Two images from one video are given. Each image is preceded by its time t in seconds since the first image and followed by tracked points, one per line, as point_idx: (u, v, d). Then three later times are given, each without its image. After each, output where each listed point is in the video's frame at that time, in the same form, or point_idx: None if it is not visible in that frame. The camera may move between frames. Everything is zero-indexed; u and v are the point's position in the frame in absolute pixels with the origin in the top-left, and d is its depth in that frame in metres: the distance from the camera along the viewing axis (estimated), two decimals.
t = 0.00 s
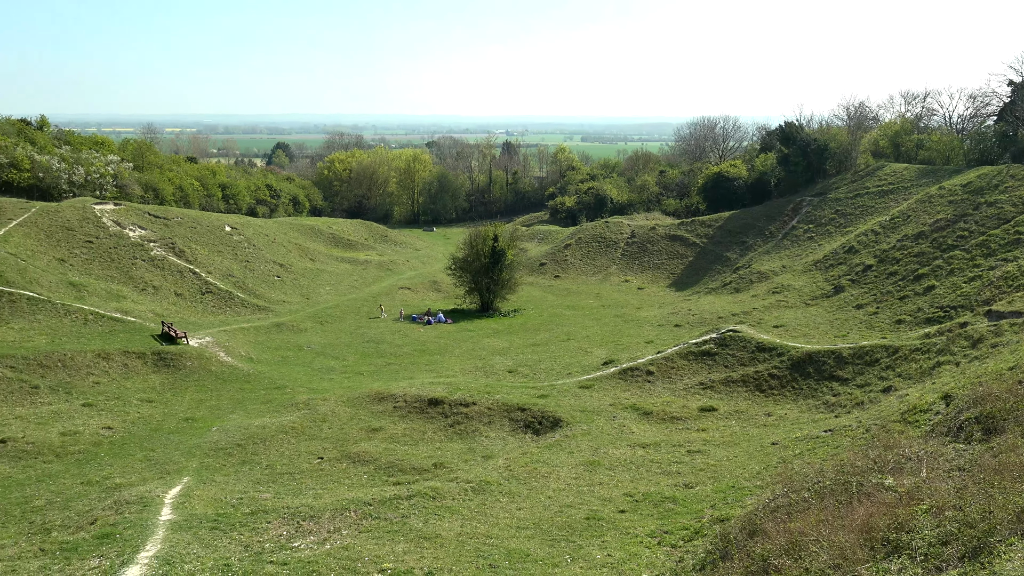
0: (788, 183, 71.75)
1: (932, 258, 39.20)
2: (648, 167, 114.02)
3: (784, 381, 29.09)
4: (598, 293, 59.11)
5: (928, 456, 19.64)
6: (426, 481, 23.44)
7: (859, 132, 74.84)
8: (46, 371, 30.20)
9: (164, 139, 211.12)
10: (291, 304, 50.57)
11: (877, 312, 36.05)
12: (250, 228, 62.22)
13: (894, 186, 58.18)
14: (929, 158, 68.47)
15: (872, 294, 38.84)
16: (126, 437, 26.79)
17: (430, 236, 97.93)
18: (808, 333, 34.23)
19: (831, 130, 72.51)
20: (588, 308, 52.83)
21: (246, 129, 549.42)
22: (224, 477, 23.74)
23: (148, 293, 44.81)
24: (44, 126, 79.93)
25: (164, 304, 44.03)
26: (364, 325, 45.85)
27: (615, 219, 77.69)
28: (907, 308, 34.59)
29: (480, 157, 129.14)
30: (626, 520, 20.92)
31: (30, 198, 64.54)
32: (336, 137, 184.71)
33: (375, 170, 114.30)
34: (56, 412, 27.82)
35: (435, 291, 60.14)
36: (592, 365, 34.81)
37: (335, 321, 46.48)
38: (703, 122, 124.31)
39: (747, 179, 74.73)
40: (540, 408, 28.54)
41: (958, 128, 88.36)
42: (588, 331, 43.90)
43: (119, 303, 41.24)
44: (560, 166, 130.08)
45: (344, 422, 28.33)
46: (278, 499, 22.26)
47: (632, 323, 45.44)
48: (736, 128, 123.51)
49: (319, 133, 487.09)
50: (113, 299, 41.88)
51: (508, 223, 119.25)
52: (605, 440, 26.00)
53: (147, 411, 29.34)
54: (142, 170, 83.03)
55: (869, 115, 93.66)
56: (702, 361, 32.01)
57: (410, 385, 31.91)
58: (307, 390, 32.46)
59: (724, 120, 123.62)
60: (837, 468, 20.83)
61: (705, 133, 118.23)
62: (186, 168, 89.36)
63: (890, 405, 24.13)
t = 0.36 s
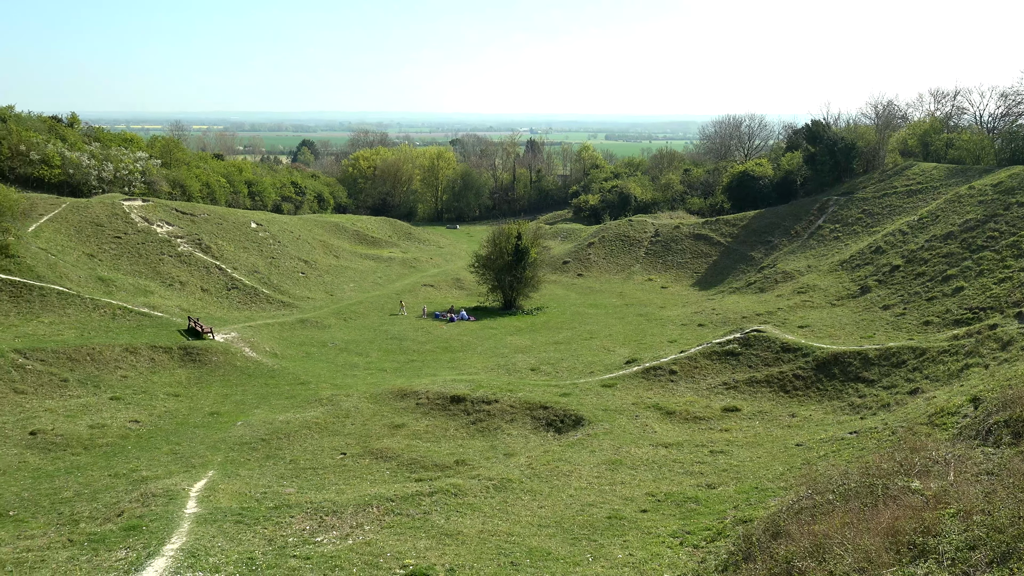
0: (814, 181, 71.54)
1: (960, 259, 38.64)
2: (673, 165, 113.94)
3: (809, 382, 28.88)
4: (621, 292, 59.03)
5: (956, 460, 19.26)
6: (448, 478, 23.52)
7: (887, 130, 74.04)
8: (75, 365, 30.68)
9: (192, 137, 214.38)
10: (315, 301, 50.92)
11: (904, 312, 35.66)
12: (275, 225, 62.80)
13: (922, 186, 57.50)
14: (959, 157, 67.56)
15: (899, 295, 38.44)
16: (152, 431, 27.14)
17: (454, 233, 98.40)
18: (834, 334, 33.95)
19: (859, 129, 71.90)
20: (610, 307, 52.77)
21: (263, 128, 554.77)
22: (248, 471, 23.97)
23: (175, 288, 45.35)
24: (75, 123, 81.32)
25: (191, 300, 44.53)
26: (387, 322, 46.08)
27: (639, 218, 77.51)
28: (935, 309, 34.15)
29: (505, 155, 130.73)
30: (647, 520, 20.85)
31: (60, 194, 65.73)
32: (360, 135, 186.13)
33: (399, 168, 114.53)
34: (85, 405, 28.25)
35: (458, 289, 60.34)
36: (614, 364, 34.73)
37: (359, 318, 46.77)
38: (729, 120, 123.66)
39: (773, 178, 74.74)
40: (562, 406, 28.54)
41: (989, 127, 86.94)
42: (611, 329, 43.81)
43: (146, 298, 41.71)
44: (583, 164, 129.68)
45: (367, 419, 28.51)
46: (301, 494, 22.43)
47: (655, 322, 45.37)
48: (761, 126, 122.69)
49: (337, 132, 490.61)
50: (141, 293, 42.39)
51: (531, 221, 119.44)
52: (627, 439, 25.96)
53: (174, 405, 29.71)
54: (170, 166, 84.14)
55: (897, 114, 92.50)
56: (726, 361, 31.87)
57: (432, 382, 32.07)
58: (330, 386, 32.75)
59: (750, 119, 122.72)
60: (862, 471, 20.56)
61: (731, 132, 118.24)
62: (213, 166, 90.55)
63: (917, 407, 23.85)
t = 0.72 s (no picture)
0: (838, 181, 71.34)
1: (988, 259, 38.05)
2: (696, 164, 114.04)
3: (833, 383, 28.64)
4: (643, 291, 58.97)
5: (983, 462, 18.83)
6: (469, 476, 23.57)
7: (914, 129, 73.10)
8: (101, 361, 31.09)
9: (216, 136, 217.74)
10: (338, 299, 51.21)
11: (931, 313, 35.24)
12: (298, 223, 63.33)
13: (950, 185, 56.81)
14: (987, 156, 66.55)
15: (925, 295, 38.02)
16: (176, 426, 27.42)
17: (476, 232, 98.76)
18: (858, 335, 33.65)
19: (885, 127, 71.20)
20: (632, 306, 52.68)
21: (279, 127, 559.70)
22: (271, 467, 24.16)
23: (199, 285, 45.77)
24: (102, 122, 82.61)
25: (215, 297, 45.00)
26: (408, 320, 46.26)
27: (661, 217, 77.21)
28: (963, 310, 33.70)
29: (526, 154, 129.99)
30: (668, 519, 20.77)
31: (87, 191, 66.71)
32: (382, 133, 187.03)
33: (421, 166, 115.61)
34: (110, 400, 28.64)
35: (480, 287, 60.51)
36: (636, 363, 34.61)
37: (380, 315, 47.06)
38: (753, 118, 122.92)
39: (797, 177, 74.55)
40: (583, 405, 28.51)
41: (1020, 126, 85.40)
42: (632, 329, 43.70)
43: (171, 295, 42.14)
44: (606, 163, 128.35)
45: (388, 416, 28.66)
46: (323, 490, 22.58)
47: (677, 321, 45.25)
48: (786, 125, 121.78)
49: (353, 131, 493.24)
50: (166, 290, 42.81)
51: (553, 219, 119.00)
52: (648, 439, 25.90)
53: (198, 401, 30.02)
54: (195, 164, 85.20)
55: (924, 112, 91.23)
56: (748, 361, 31.73)
57: (453, 380, 32.18)
58: (352, 383, 32.96)
59: (774, 117, 121.75)
60: (886, 473, 20.31)
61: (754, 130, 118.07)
62: (237, 164, 91.62)
63: (943, 410, 23.51)
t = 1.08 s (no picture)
0: (862, 179, 70.95)
1: (1016, 257, 37.48)
2: (717, 161, 113.84)
3: (856, 382, 28.40)
4: (664, 290, 58.91)
5: (1010, 463, 18.36)
6: (489, 473, 23.63)
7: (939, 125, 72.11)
8: (126, 357, 31.43)
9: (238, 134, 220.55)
10: (359, 296, 51.45)
11: (956, 312, 34.81)
12: (319, 221, 63.81)
13: (977, 182, 56.12)
14: (1015, 153, 65.48)
15: (951, 294, 37.61)
16: (199, 422, 27.69)
17: (495, 230, 99.05)
18: (882, 334, 33.36)
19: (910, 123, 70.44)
20: (652, 304, 52.57)
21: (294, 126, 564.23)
22: (293, 464, 24.34)
23: (223, 283, 46.17)
24: (126, 121, 83.78)
25: (238, 294, 45.39)
26: (428, 318, 46.39)
27: (683, 215, 77.02)
28: (990, 309, 33.25)
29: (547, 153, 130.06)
30: (689, 519, 20.70)
31: (113, 190, 67.58)
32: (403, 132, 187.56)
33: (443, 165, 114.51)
34: (134, 397, 28.96)
35: (500, 285, 60.66)
36: (657, 362, 34.53)
37: (400, 313, 47.32)
38: (775, 115, 122.08)
39: (821, 174, 74.14)
40: (603, 403, 28.49)
41: None
42: (653, 327, 43.60)
43: (195, 293, 42.54)
44: (627, 160, 128.25)
45: (408, 414, 28.82)
46: (344, 487, 22.73)
47: (699, 320, 45.10)
48: (808, 122, 120.66)
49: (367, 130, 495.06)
50: (189, 288, 43.17)
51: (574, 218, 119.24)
52: (669, 437, 25.84)
53: (220, 397, 30.31)
54: (217, 163, 86.15)
55: (950, 108, 89.90)
56: (770, 360, 31.59)
57: (473, 378, 32.30)
58: (373, 380, 33.17)
59: (797, 114, 120.68)
60: (910, 473, 20.03)
61: (776, 128, 117.41)
62: (260, 162, 92.55)
63: (968, 410, 23.17)
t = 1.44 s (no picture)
0: (886, 176, 70.56)
1: None
2: (738, 159, 113.51)
3: (879, 382, 28.18)
4: (684, 289, 58.85)
5: None
6: (509, 472, 23.67)
7: (965, 122, 71.12)
8: (150, 355, 31.75)
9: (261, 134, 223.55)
10: (381, 296, 51.57)
11: (981, 312, 34.37)
12: (341, 220, 64.36)
13: (1004, 179, 55.36)
14: None
15: (978, 293, 37.13)
16: (222, 420, 27.94)
17: (515, 228, 99.33)
18: (906, 333, 33.05)
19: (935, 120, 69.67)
20: (673, 303, 52.46)
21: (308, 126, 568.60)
22: (314, 461, 24.50)
23: (245, 282, 46.57)
24: (150, 122, 84.92)
25: (260, 293, 45.74)
26: (448, 317, 46.57)
27: (704, 213, 77.01)
28: (1019, 308, 32.78)
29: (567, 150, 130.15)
30: (710, 519, 20.62)
31: (137, 189, 68.42)
32: (424, 131, 188.40)
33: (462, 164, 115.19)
34: (159, 394, 29.28)
35: (520, 284, 60.83)
36: (678, 360, 34.45)
37: (421, 312, 47.56)
38: (798, 112, 121.23)
39: (844, 171, 73.78)
40: (623, 403, 28.44)
41: None
42: (674, 326, 43.46)
43: (218, 291, 42.93)
44: (647, 159, 128.56)
45: (429, 412, 28.97)
46: (365, 485, 22.84)
47: (720, 318, 44.94)
48: (831, 119, 119.49)
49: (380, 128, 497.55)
50: (212, 287, 43.56)
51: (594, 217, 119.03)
52: (690, 437, 25.75)
53: (243, 395, 30.57)
54: (240, 163, 87.20)
55: (977, 105, 88.56)
56: (792, 359, 31.46)
57: (494, 377, 32.38)
58: (394, 379, 33.33)
59: (819, 111, 119.62)
60: (935, 474, 19.77)
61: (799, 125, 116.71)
62: (282, 161, 93.59)
63: (994, 410, 22.81)
